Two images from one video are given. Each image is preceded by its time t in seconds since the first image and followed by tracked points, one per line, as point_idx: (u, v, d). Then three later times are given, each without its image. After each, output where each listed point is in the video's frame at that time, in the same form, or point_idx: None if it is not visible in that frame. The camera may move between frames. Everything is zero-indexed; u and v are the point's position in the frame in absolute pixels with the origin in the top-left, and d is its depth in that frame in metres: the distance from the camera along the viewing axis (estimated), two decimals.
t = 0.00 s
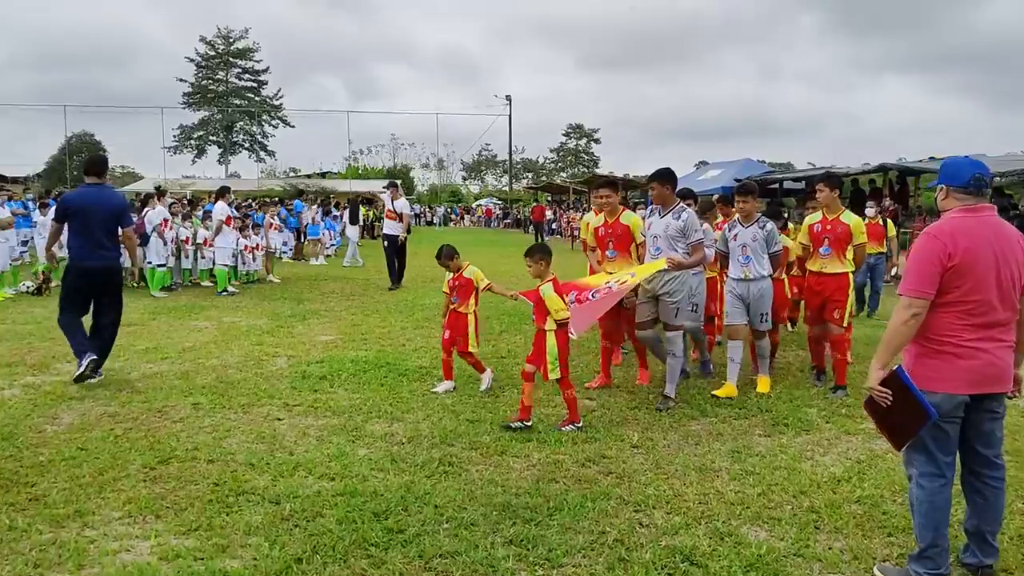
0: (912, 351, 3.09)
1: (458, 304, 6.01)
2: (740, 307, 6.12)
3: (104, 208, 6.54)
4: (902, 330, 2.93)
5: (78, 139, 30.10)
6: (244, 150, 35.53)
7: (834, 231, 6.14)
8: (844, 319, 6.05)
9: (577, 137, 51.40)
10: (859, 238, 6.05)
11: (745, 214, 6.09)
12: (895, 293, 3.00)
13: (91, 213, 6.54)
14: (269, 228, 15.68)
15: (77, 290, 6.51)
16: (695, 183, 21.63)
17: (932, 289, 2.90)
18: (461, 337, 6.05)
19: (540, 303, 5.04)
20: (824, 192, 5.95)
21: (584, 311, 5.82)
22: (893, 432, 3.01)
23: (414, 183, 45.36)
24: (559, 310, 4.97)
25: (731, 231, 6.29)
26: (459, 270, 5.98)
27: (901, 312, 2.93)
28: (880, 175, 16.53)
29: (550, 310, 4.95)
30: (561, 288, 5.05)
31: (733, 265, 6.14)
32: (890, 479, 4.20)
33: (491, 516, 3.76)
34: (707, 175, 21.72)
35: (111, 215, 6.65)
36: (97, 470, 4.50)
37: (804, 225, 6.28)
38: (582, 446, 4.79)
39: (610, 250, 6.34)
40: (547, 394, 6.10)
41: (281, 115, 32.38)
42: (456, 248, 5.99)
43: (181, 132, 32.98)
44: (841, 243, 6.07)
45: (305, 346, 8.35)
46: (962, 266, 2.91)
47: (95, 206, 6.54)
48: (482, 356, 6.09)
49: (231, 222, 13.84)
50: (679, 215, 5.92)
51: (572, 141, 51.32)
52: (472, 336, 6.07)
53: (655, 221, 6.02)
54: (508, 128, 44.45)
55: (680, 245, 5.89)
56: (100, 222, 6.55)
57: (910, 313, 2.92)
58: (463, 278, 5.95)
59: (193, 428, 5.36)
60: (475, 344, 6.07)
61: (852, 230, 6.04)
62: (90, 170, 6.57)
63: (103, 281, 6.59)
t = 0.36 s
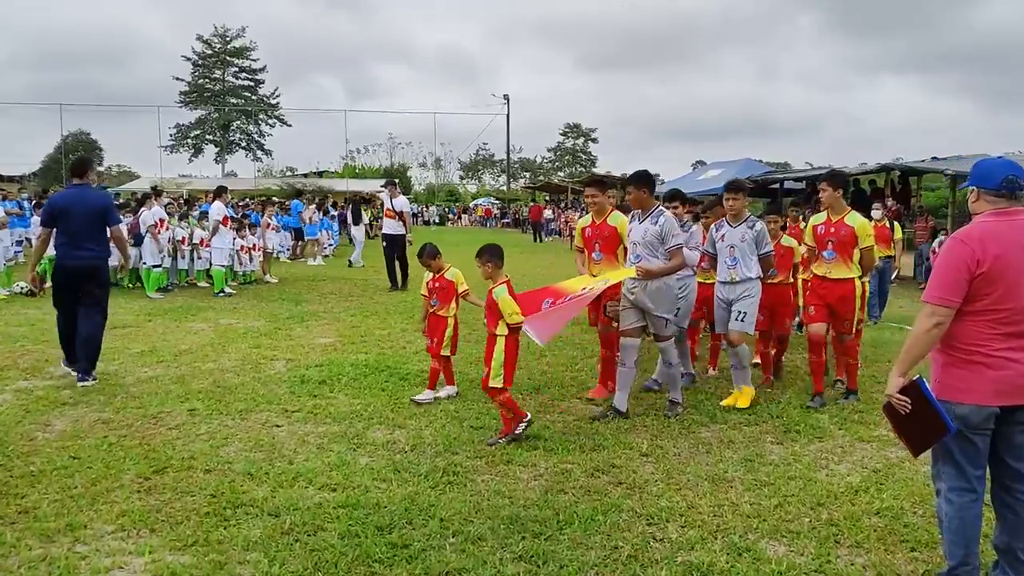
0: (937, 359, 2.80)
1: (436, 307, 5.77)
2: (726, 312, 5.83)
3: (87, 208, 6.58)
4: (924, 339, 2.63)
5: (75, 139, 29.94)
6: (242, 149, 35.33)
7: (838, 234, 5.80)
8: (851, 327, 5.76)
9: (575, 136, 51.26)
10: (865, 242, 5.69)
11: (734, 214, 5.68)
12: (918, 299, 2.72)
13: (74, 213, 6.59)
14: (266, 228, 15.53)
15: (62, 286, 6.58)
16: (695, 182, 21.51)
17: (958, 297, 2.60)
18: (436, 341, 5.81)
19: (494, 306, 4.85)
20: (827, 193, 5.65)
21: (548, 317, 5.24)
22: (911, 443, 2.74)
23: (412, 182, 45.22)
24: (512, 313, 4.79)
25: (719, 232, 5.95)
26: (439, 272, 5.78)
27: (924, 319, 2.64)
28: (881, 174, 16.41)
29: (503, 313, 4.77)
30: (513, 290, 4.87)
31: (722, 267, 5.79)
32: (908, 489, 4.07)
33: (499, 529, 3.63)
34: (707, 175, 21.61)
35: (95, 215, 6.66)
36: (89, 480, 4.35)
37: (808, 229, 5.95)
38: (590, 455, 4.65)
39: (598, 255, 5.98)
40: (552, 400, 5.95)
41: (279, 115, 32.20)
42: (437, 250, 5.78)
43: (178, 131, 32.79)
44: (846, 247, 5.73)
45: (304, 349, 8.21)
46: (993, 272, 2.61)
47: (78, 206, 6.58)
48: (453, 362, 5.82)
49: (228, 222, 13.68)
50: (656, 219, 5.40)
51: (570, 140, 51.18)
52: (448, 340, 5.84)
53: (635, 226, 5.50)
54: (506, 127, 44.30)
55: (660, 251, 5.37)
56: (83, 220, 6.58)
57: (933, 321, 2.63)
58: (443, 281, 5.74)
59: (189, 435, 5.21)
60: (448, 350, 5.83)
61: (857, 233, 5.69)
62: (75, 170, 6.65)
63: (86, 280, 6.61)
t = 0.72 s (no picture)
0: (942, 364, 2.70)
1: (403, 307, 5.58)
2: (704, 322, 5.48)
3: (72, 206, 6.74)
4: (931, 343, 2.53)
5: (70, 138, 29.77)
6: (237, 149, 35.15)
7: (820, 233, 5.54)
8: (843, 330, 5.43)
9: (571, 136, 51.18)
10: (850, 239, 5.44)
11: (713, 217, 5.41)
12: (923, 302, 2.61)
13: (59, 211, 6.72)
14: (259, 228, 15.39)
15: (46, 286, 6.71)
16: (691, 182, 21.40)
17: (966, 300, 2.50)
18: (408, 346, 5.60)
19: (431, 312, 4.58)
20: (806, 192, 5.46)
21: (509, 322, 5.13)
22: (919, 453, 2.63)
23: (408, 182, 45.07)
24: (445, 322, 4.49)
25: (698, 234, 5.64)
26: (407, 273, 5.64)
27: (930, 323, 2.54)
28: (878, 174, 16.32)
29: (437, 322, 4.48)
30: (450, 298, 4.58)
31: (698, 272, 5.50)
32: (909, 495, 3.97)
33: (489, 539, 3.52)
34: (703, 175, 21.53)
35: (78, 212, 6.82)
36: (68, 487, 4.23)
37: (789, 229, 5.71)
38: (583, 461, 4.54)
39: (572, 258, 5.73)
40: (545, 403, 5.84)
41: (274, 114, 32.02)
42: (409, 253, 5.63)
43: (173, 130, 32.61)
44: (831, 244, 5.47)
45: (294, 350, 8.08)
46: (1000, 273, 2.50)
47: (64, 204, 6.72)
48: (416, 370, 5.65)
49: (220, 222, 13.54)
50: (617, 214, 5.08)
51: (566, 140, 51.07)
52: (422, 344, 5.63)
53: (594, 223, 5.17)
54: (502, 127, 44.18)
55: (620, 249, 5.05)
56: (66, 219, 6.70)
57: (939, 325, 2.52)
58: (411, 282, 5.62)
59: (174, 439, 5.09)
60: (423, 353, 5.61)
61: (840, 230, 5.45)
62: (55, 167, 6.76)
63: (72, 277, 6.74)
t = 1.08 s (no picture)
0: (934, 374, 2.59)
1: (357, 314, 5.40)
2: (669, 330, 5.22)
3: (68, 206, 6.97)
4: (924, 352, 2.41)
5: (63, 139, 29.60)
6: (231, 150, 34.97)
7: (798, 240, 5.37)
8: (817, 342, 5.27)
9: (567, 137, 51.09)
10: (829, 247, 5.26)
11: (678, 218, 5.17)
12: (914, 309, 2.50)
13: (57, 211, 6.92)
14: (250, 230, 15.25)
15: (39, 284, 6.74)
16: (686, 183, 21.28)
17: (960, 307, 2.38)
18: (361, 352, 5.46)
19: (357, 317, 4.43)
20: (784, 197, 5.30)
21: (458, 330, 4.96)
22: (909, 467, 2.52)
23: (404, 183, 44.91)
24: (370, 325, 4.33)
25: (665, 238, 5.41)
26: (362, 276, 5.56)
27: (922, 331, 2.42)
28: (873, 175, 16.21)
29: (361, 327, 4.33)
30: (377, 299, 4.42)
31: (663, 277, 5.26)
32: (901, 506, 3.86)
33: (467, 553, 3.40)
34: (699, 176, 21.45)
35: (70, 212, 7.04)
36: (35, 498, 4.09)
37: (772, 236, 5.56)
38: (568, 470, 4.43)
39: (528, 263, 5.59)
40: (532, 410, 5.73)
41: (268, 115, 31.86)
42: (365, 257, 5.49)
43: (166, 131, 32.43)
44: (808, 253, 5.30)
45: (280, 354, 7.94)
46: (995, 280, 2.39)
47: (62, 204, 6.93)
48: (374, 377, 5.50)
49: (210, 223, 13.38)
50: (571, 220, 4.77)
51: (562, 141, 50.94)
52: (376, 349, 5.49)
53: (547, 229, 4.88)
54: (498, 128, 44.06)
55: (571, 258, 4.76)
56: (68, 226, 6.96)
57: (931, 333, 2.41)
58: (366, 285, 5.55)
59: (149, 448, 4.95)
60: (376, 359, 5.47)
61: (818, 237, 5.27)
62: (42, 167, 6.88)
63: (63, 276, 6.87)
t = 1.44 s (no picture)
0: (934, 384, 2.53)
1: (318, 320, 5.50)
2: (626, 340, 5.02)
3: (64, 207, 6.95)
4: (923, 362, 2.35)
5: (60, 141, 29.49)
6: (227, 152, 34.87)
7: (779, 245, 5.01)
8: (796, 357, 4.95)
9: (565, 140, 51.04)
10: (808, 255, 4.87)
11: (628, 222, 4.99)
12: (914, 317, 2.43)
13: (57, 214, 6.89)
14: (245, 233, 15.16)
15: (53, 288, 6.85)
16: (683, 186, 21.22)
17: (960, 315, 2.32)
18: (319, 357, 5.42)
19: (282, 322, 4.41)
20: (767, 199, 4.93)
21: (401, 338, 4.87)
22: (910, 479, 2.45)
23: (401, 186, 44.83)
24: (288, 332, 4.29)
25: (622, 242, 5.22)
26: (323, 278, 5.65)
27: (922, 340, 2.36)
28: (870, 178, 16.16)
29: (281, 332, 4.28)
30: (297, 305, 4.39)
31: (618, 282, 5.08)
32: (899, 515, 3.80)
33: (456, 565, 3.32)
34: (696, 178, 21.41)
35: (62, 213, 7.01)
36: (17, 507, 4.01)
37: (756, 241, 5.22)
38: (561, 478, 4.36)
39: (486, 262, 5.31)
40: (525, 416, 5.66)
41: (265, 117, 31.77)
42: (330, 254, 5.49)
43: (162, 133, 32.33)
44: (788, 259, 4.94)
45: (273, 359, 7.86)
46: (996, 288, 2.33)
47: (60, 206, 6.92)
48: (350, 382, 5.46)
49: (203, 225, 13.29)
50: (527, 222, 4.63)
51: (559, 143, 50.88)
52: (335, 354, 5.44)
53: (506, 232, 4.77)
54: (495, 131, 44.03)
55: (527, 262, 4.64)
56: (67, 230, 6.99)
57: (932, 343, 2.35)
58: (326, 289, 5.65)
59: (136, 455, 4.87)
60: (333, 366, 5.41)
61: (798, 244, 4.90)
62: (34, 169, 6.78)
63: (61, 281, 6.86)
